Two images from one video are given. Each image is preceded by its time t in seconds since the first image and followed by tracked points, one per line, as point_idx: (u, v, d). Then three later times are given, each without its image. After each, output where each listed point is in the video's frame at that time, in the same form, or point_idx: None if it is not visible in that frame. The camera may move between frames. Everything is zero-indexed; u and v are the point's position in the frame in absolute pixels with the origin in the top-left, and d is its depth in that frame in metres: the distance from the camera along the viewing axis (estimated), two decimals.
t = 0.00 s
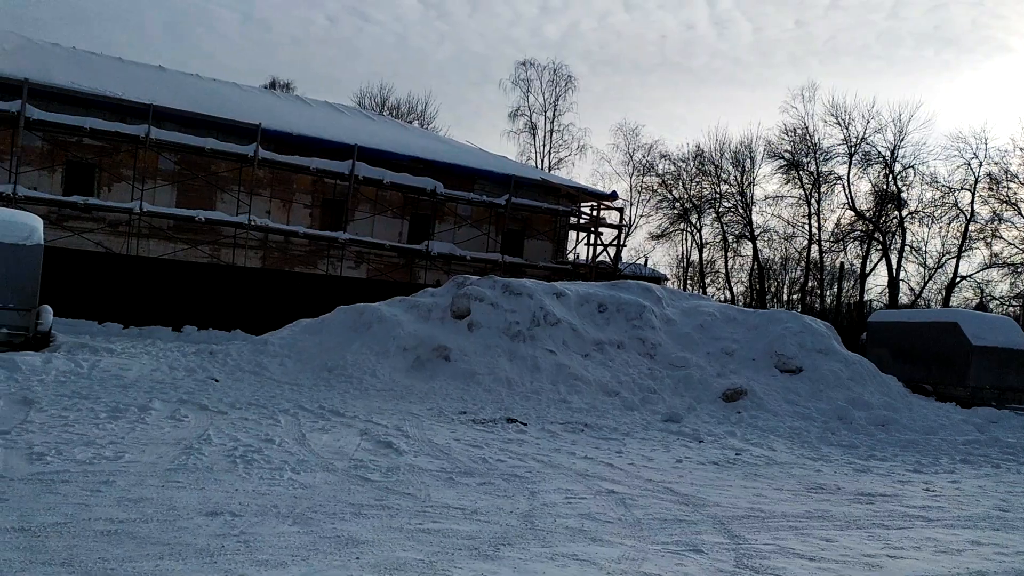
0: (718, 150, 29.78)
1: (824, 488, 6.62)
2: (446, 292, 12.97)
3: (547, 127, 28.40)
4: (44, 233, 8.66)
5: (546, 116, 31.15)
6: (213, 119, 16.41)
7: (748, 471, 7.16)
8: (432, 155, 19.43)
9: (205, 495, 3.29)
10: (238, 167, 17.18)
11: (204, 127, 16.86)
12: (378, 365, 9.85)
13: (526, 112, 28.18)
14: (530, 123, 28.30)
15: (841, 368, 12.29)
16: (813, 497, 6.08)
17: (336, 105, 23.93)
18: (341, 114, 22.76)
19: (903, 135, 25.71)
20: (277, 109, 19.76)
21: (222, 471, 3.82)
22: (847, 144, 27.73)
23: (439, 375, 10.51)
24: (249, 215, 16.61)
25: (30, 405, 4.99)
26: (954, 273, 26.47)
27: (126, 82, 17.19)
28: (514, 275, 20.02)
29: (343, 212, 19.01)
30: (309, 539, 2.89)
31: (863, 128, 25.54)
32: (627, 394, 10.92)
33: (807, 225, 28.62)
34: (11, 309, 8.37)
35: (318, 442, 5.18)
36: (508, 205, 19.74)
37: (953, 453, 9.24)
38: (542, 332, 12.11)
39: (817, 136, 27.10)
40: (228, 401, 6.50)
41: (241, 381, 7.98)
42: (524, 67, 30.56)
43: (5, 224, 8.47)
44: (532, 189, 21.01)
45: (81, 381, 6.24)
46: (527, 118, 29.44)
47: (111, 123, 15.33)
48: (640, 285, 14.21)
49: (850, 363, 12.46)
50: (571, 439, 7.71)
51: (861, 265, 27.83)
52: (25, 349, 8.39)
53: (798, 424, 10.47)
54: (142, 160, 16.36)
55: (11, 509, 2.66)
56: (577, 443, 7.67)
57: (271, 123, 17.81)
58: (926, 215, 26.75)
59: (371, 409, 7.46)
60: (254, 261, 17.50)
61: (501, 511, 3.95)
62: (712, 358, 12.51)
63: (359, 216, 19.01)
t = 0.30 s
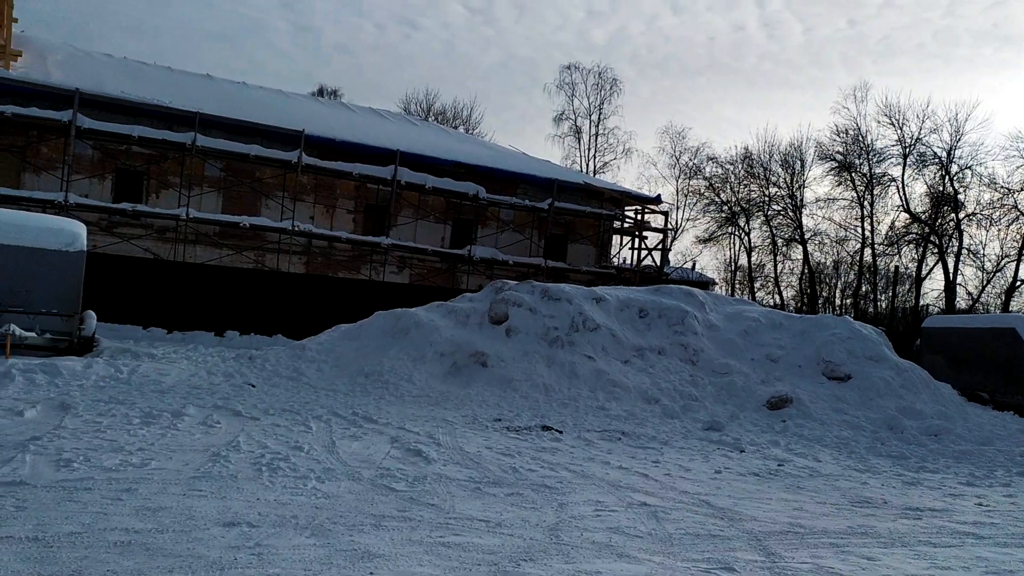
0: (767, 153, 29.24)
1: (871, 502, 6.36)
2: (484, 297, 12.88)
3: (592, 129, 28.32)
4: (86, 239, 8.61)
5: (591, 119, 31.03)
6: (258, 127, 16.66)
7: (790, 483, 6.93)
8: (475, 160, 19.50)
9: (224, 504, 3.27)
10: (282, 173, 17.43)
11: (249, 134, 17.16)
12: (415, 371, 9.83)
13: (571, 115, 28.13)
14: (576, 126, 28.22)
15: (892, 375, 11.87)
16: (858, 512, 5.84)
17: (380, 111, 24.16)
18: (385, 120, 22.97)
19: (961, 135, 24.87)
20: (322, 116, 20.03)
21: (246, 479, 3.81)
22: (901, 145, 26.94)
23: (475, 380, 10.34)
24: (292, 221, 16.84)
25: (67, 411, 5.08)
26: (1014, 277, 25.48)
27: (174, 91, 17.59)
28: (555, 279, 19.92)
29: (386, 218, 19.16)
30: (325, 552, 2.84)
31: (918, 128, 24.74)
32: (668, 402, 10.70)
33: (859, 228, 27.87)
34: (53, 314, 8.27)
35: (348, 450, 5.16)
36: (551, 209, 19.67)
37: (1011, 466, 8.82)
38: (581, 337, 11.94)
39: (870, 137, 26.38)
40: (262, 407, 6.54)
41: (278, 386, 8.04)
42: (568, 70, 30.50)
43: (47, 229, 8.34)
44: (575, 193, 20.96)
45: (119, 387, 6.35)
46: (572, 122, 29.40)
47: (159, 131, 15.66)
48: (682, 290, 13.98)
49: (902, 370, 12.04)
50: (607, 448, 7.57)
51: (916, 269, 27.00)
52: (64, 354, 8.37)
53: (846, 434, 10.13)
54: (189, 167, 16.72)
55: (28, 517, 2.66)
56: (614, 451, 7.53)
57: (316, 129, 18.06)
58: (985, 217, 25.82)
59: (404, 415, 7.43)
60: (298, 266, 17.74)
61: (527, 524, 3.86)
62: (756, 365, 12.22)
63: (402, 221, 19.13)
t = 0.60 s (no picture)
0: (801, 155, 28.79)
1: (901, 513, 6.14)
2: (507, 301, 12.65)
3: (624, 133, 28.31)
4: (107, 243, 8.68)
5: (621, 123, 30.85)
6: (286, 132, 16.79)
7: (816, 492, 6.73)
8: (502, 164, 19.50)
9: (225, 511, 3.23)
10: (310, 178, 17.51)
11: (278, 140, 17.28)
12: (436, 375, 9.76)
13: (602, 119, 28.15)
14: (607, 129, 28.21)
15: (926, 381, 11.54)
16: (886, 523, 5.63)
17: (408, 115, 24.27)
18: (414, 124, 23.06)
19: (1001, 135, 24.25)
20: (351, 121, 20.15)
21: (251, 485, 3.78)
22: (939, 146, 26.35)
23: (497, 387, 9.95)
24: (320, 225, 16.92)
25: (83, 415, 5.11)
26: None
27: (205, 98, 17.79)
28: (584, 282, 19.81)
29: (413, 222, 19.20)
30: (320, 562, 2.78)
31: (957, 129, 24.13)
32: (693, 408, 10.51)
33: (896, 231, 27.29)
34: (75, 318, 8.37)
35: (362, 456, 5.11)
36: (579, 213, 19.59)
37: None
38: (605, 342, 11.72)
39: (907, 138, 25.84)
40: (280, 412, 6.54)
41: (298, 391, 8.03)
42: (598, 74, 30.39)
43: (69, 235, 8.41)
44: (604, 197, 20.89)
45: (139, 391, 6.39)
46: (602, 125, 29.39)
47: (188, 137, 15.81)
48: (710, 294, 13.77)
49: (938, 375, 11.71)
50: (629, 454, 7.43)
51: (956, 272, 26.36)
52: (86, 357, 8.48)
53: (878, 441, 9.86)
54: (218, 173, 16.86)
55: (20, 525, 2.65)
56: (635, 457, 7.38)
57: (344, 135, 18.15)
58: None
59: (423, 420, 7.36)
60: (326, 271, 17.81)
61: (536, 534, 3.77)
62: (785, 370, 11.97)
63: (429, 226, 19.16)
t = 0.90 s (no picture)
0: (841, 157, 28.23)
1: (937, 527, 5.90)
2: (535, 306, 12.34)
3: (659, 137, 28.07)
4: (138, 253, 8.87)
5: (656, 126, 30.58)
6: (318, 139, 16.92)
7: (848, 504, 6.51)
8: (534, 168, 19.43)
9: (231, 521, 3.20)
10: (341, 183, 17.60)
11: (310, 146, 17.41)
12: (461, 380, 9.67)
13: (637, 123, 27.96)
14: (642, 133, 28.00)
15: (968, 388, 11.17)
16: (921, 538, 5.41)
17: (441, 121, 24.36)
18: (446, 130, 23.14)
19: None
20: (383, 127, 20.25)
21: (261, 494, 3.75)
22: (985, 146, 25.64)
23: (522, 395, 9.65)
24: (352, 231, 17.01)
25: (102, 421, 5.13)
26: None
27: (239, 105, 18.01)
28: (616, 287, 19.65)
29: (445, 227, 19.20)
30: None
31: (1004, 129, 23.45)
32: (724, 415, 10.27)
33: (940, 233, 26.60)
34: (104, 324, 8.51)
35: (380, 465, 5.06)
36: (612, 217, 19.50)
37: None
38: (633, 348, 11.34)
39: (951, 139, 25.19)
40: (301, 419, 6.52)
41: (322, 397, 8.03)
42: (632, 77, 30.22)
43: (101, 242, 8.56)
44: (637, 201, 20.73)
45: (163, 397, 6.43)
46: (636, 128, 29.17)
47: (222, 144, 15.96)
48: (743, 299, 13.52)
49: (980, 383, 11.32)
50: (655, 463, 7.27)
51: (1003, 276, 25.60)
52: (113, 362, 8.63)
53: (916, 451, 9.54)
54: (251, 180, 17.00)
55: (21, 534, 2.64)
56: (661, 466, 7.22)
57: (376, 140, 18.22)
58: None
59: (445, 427, 7.28)
60: (358, 276, 17.87)
61: (548, 547, 3.69)
62: (820, 377, 11.68)
63: (461, 231, 19.16)
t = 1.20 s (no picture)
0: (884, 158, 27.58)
1: (977, 539, 5.64)
2: (563, 310, 12.08)
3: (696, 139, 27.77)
4: (166, 257, 8.95)
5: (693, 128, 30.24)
6: (351, 143, 16.98)
7: (882, 515, 6.27)
8: (567, 171, 19.33)
9: (235, 527, 3.16)
10: (374, 188, 17.62)
11: (342, 151, 17.44)
12: (488, 384, 9.57)
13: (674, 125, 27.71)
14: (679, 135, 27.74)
15: (1015, 395, 10.75)
16: (958, 551, 5.17)
17: (475, 125, 24.36)
18: (480, 134, 23.13)
19: None
20: (417, 131, 20.31)
21: (271, 500, 3.72)
22: None
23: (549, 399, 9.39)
24: (384, 235, 17.05)
25: (123, 425, 5.17)
26: None
27: (274, 110, 18.18)
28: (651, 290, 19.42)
29: (477, 231, 19.15)
30: None
31: None
32: (756, 421, 10.00)
33: (988, 236, 25.79)
34: (132, 328, 8.59)
35: (396, 470, 5.00)
36: (647, 220, 19.28)
37: None
38: (664, 353, 11.05)
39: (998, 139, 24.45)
40: (323, 423, 6.49)
41: (347, 401, 8.01)
42: (668, 80, 29.99)
43: (129, 246, 8.66)
44: (672, 204, 20.52)
45: (188, 401, 6.48)
46: (673, 130, 28.90)
47: (256, 149, 16.06)
48: (778, 302, 13.23)
49: None
50: (682, 469, 7.11)
51: None
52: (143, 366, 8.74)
53: (959, 459, 9.19)
54: (285, 185, 17.07)
55: (18, 541, 2.63)
56: (689, 473, 7.04)
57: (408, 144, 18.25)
58: None
59: (468, 432, 7.19)
60: (391, 281, 17.85)
61: (560, 557, 3.59)
62: (858, 383, 11.35)
63: (494, 234, 19.10)
